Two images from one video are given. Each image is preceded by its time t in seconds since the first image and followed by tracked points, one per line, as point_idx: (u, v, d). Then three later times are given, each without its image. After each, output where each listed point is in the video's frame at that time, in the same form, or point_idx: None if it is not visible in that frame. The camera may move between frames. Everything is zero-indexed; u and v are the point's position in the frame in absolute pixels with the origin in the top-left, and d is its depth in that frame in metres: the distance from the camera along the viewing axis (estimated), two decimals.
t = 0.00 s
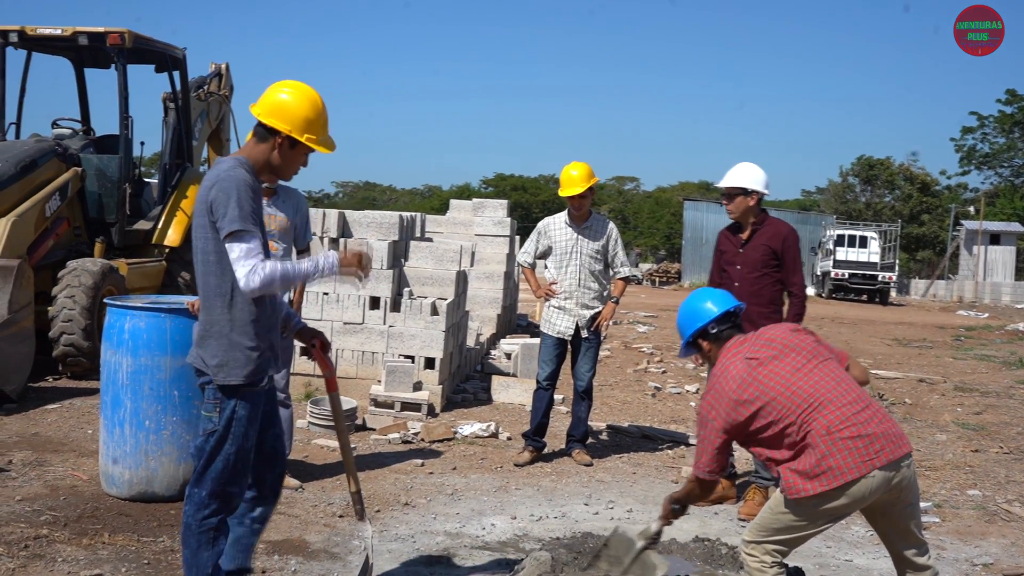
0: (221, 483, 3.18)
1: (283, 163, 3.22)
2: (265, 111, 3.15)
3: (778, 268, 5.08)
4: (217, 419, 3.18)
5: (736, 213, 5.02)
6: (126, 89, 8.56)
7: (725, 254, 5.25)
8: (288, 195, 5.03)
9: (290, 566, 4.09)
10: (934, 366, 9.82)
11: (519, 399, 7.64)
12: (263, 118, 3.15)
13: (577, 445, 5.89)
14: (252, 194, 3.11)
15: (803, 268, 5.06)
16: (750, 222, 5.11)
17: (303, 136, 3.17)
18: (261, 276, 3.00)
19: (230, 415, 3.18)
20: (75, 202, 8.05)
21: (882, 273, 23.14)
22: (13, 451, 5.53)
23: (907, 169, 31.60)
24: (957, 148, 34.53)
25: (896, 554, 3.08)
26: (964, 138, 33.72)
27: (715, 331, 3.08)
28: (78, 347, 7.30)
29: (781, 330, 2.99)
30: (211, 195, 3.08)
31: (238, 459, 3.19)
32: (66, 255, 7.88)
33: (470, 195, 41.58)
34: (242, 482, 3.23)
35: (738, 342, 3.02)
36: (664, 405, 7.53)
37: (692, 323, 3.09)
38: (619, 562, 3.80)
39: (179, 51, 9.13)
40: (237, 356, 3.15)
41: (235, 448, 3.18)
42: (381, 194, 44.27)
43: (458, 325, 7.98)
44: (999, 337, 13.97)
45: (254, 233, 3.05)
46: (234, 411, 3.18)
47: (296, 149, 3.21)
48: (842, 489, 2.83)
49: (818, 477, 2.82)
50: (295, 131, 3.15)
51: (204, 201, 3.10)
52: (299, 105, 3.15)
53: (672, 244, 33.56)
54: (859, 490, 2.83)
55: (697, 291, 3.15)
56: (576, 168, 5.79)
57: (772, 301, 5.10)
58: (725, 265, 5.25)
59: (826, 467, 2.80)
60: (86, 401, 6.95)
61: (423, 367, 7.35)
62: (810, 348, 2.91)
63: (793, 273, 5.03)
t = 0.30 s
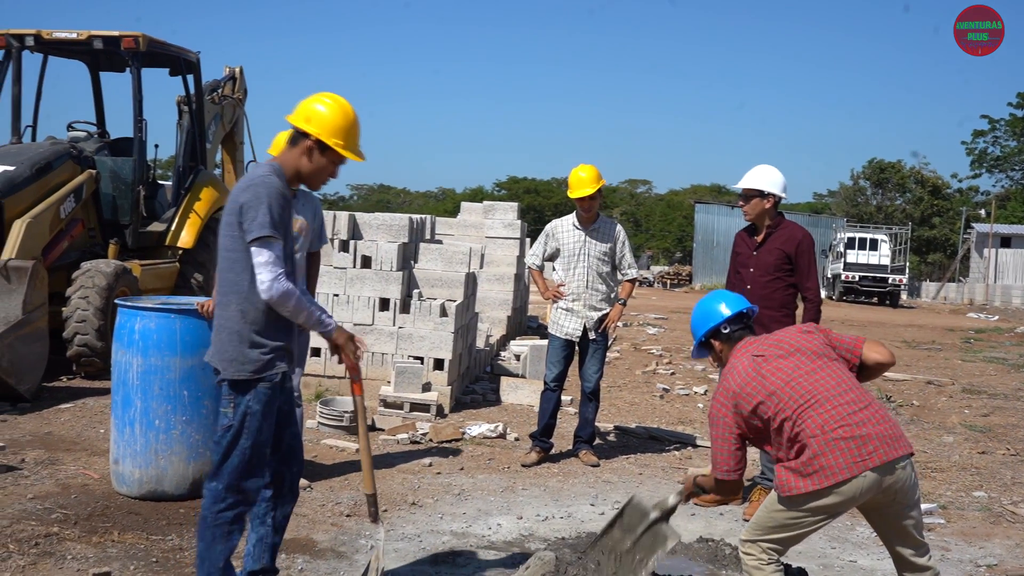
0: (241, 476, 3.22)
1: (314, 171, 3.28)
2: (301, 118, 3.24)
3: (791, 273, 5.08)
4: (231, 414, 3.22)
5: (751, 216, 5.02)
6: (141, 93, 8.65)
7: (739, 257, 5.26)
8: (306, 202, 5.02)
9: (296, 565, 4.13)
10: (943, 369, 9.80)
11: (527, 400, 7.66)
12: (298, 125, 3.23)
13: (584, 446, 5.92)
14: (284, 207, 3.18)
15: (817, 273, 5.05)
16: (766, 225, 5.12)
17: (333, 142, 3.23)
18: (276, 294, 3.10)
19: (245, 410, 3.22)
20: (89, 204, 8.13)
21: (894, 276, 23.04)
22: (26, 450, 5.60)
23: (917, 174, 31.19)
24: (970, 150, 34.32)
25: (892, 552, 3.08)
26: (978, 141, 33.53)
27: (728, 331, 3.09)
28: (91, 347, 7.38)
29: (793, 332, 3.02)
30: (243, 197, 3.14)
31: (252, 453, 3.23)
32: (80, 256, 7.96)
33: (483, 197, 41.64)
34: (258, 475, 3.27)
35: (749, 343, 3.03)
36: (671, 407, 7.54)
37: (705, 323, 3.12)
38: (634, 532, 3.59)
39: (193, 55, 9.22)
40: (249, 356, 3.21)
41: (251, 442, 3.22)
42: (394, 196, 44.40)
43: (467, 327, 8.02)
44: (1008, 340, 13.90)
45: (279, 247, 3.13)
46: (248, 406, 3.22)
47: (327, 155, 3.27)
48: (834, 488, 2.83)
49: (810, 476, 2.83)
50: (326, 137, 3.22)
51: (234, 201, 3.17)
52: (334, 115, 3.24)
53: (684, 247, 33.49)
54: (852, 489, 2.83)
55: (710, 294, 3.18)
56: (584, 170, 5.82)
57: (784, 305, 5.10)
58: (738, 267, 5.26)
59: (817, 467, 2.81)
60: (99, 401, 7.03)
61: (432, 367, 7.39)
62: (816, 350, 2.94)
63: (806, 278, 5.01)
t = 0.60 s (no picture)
0: (280, 466, 3.22)
1: (352, 194, 3.28)
2: (342, 143, 3.25)
3: (795, 278, 5.09)
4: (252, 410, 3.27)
5: (756, 219, 5.01)
6: (147, 96, 8.71)
7: (743, 260, 5.27)
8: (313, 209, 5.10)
9: (296, 566, 4.15)
10: (945, 373, 9.78)
11: (530, 403, 7.68)
12: (339, 148, 3.24)
13: (585, 449, 5.93)
14: (310, 215, 3.22)
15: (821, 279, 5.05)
16: (771, 229, 5.10)
17: (372, 166, 3.23)
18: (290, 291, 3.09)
19: (262, 403, 3.26)
20: (95, 207, 8.18)
21: (898, 280, 22.99)
22: (30, 451, 5.64)
23: (925, 177, 31.15)
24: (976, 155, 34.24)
25: (891, 557, 3.09)
26: (983, 146, 33.45)
27: (719, 357, 3.09)
28: (96, 349, 7.42)
29: (771, 352, 3.03)
30: (270, 199, 3.18)
31: (283, 442, 3.23)
32: (86, 259, 8.01)
33: (489, 201, 41.71)
34: (301, 462, 3.23)
35: (737, 367, 3.04)
36: (673, 410, 7.55)
37: (696, 349, 3.12)
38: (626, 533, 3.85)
39: (199, 59, 9.28)
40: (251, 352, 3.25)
41: (280, 430, 3.24)
42: (400, 200, 44.53)
43: (470, 330, 8.04)
44: (1011, 344, 13.87)
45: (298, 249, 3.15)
46: (263, 399, 3.25)
47: (365, 177, 3.27)
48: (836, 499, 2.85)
49: (811, 492, 2.84)
50: (365, 161, 3.23)
51: (260, 203, 3.21)
52: (375, 141, 3.24)
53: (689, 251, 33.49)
54: (851, 502, 2.85)
55: (702, 318, 3.19)
56: (586, 173, 5.85)
57: (787, 309, 5.10)
58: (743, 270, 5.27)
59: (818, 481, 2.83)
60: (104, 402, 7.08)
61: (434, 370, 7.41)
62: (799, 367, 2.95)
63: (810, 283, 5.03)
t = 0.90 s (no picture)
0: (289, 473, 3.30)
1: (382, 227, 3.24)
2: (376, 175, 3.21)
3: (788, 279, 5.12)
4: (266, 417, 3.34)
5: (751, 221, 5.05)
6: (143, 97, 8.73)
7: (737, 261, 5.29)
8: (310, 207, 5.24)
9: (287, 564, 4.17)
10: (938, 374, 9.82)
11: (524, 402, 7.71)
12: (373, 181, 3.20)
13: (577, 448, 5.96)
14: (334, 240, 3.22)
15: (814, 281, 5.08)
16: (765, 230, 5.14)
17: (402, 200, 3.18)
18: (282, 306, 3.10)
19: (275, 410, 3.32)
20: (91, 207, 8.20)
21: (893, 282, 23.06)
22: (24, 450, 5.67)
23: (920, 180, 31.13)
24: (972, 157, 34.32)
25: (881, 555, 3.11)
26: (979, 148, 33.53)
27: (707, 349, 3.10)
28: (92, 349, 7.45)
29: (765, 344, 3.05)
30: (297, 218, 3.21)
31: (293, 449, 3.30)
32: (82, 259, 8.03)
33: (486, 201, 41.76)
34: (310, 468, 3.31)
35: (725, 361, 3.05)
36: (666, 410, 7.59)
37: (684, 341, 3.13)
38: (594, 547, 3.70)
39: (196, 60, 9.31)
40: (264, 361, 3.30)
41: (293, 437, 3.31)
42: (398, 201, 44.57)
43: (464, 330, 8.07)
44: (1005, 345, 13.91)
45: (306, 269, 3.15)
46: (276, 406, 3.31)
47: (395, 212, 3.22)
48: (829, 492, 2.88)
49: (802, 485, 2.87)
50: (395, 195, 3.18)
51: (290, 221, 3.25)
52: (408, 176, 3.19)
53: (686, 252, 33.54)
54: (844, 495, 2.88)
55: (688, 310, 3.20)
56: (579, 174, 5.89)
57: (780, 310, 5.13)
58: (736, 271, 5.30)
59: (812, 473, 2.86)
60: (99, 402, 7.10)
61: (428, 370, 7.44)
62: (794, 359, 2.98)
63: (803, 285, 5.05)
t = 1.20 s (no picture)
0: (297, 474, 3.34)
1: (411, 267, 3.28)
2: (408, 214, 3.23)
3: (784, 278, 5.14)
4: (273, 419, 3.38)
5: (746, 220, 5.07)
6: (140, 95, 8.75)
7: (732, 260, 5.31)
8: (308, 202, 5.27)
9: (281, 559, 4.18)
10: (932, 371, 9.86)
11: (519, 400, 7.74)
12: (405, 221, 3.23)
13: (571, 445, 6.00)
14: (355, 264, 3.23)
15: (809, 279, 5.11)
16: (761, 230, 5.18)
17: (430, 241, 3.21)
18: (295, 318, 3.08)
19: (280, 411, 3.35)
20: (88, 205, 8.23)
21: (889, 280, 23.11)
22: (19, 447, 5.69)
23: (916, 178, 31.20)
24: (968, 156, 34.37)
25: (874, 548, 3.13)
26: (974, 147, 33.59)
27: (711, 323, 3.18)
28: (88, 347, 7.47)
29: (774, 325, 3.08)
30: (322, 240, 3.22)
31: (298, 451, 3.34)
32: (78, 257, 8.04)
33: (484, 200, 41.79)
34: (316, 469, 3.33)
35: (729, 334, 3.12)
36: (660, 407, 7.62)
37: (689, 314, 3.21)
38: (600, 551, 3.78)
39: (192, 59, 9.33)
40: (268, 367, 3.38)
41: (297, 438, 3.33)
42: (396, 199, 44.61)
43: (459, 328, 8.10)
44: (999, 343, 13.95)
45: (325, 288, 3.14)
46: (280, 408, 3.35)
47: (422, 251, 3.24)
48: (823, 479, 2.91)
49: (799, 470, 2.90)
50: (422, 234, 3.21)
51: (315, 242, 3.25)
52: (438, 222, 3.21)
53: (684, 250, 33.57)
54: (840, 481, 2.90)
55: (697, 285, 3.27)
56: (573, 172, 5.91)
57: (775, 309, 5.17)
58: (731, 270, 5.31)
59: (806, 457, 2.88)
60: (94, 399, 7.12)
61: (423, 367, 7.45)
62: (801, 342, 3.01)
63: (798, 284, 5.08)
